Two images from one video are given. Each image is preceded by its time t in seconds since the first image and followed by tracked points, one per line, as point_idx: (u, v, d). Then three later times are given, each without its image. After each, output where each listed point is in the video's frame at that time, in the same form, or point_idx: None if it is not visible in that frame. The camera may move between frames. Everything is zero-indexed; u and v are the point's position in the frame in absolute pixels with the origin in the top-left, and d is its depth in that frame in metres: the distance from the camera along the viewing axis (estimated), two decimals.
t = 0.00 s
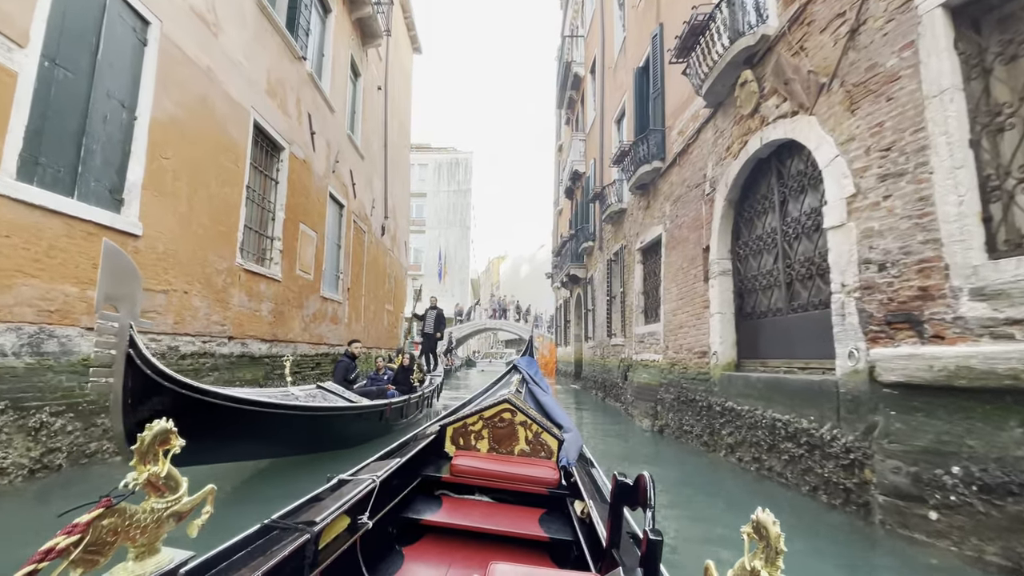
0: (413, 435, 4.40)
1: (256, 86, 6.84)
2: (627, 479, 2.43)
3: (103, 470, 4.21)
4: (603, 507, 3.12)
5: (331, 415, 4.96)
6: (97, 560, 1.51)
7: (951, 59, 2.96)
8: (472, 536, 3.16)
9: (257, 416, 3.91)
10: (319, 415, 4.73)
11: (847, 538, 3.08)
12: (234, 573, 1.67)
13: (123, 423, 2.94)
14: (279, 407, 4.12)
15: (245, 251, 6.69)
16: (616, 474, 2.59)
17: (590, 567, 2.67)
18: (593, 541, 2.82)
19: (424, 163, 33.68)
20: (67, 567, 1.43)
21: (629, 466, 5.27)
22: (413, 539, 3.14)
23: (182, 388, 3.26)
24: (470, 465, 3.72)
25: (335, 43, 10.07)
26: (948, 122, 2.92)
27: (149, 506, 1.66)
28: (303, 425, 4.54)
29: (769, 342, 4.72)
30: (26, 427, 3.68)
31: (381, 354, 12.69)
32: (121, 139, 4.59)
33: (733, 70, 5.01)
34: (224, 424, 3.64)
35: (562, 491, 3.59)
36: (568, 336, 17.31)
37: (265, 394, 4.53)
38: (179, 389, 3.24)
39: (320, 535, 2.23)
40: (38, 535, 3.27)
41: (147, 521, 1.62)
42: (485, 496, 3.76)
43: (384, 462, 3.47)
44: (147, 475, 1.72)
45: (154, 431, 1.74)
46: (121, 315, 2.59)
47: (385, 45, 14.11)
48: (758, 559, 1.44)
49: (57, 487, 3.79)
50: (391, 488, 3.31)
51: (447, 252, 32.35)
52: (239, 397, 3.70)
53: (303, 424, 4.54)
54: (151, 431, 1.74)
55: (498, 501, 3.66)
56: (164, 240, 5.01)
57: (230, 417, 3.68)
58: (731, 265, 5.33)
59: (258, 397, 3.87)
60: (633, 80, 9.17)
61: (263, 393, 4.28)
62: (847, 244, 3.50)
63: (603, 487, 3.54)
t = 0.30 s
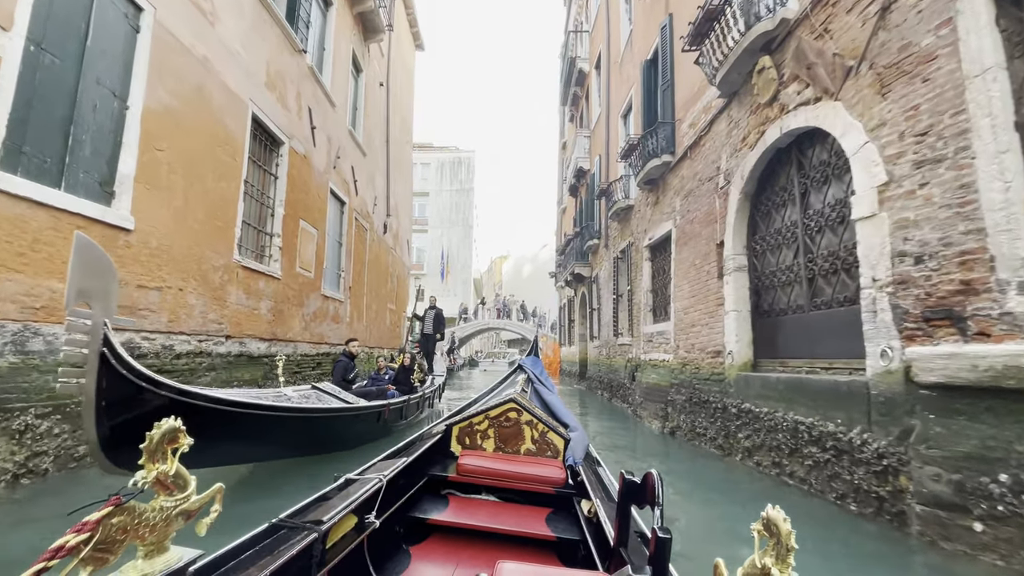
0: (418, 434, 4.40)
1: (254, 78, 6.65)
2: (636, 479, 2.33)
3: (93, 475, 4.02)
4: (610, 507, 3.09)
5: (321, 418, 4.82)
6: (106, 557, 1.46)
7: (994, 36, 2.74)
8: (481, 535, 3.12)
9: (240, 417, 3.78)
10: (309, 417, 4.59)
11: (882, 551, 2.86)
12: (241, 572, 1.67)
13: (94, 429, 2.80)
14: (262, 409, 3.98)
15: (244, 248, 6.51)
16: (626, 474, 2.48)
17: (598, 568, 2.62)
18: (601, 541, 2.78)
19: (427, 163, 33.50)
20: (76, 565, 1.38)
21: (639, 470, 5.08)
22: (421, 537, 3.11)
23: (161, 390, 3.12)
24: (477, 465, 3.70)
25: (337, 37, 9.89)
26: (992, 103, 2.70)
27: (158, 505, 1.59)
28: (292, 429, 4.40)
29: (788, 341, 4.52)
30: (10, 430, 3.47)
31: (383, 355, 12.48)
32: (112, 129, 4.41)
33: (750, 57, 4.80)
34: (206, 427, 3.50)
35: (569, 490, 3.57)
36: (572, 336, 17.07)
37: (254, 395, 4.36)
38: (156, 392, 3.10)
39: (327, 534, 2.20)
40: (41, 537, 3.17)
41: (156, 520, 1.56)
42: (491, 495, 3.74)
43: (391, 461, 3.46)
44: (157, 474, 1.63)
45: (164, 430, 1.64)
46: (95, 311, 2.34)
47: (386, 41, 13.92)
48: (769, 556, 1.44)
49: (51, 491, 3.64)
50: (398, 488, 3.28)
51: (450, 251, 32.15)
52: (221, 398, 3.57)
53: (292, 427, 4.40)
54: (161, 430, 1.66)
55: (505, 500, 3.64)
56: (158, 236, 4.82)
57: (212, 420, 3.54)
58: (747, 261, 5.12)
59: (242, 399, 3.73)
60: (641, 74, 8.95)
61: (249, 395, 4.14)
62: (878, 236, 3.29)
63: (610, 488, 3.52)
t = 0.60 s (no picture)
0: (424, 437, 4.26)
1: (252, 71, 6.47)
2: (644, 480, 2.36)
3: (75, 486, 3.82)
4: (618, 507, 3.00)
5: (311, 419, 4.69)
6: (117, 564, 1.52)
7: None
8: (490, 539, 3.06)
9: (225, 422, 3.65)
10: (298, 418, 4.47)
11: (921, 568, 2.65)
12: None
13: (64, 439, 2.66)
14: (247, 413, 3.85)
15: (241, 245, 6.32)
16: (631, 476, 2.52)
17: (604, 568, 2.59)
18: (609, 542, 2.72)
19: (429, 162, 33.35)
20: (88, 571, 1.44)
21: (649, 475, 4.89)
22: (429, 540, 3.05)
23: (139, 397, 2.99)
24: (483, 467, 3.61)
25: (338, 32, 9.72)
26: None
27: (168, 511, 1.65)
28: (279, 431, 4.27)
29: (808, 340, 4.31)
30: None
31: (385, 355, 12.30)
32: (100, 119, 4.23)
33: (768, 44, 4.59)
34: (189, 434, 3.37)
35: (576, 491, 3.50)
36: (576, 336, 16.86)
37: (241, 398, 4.23)
38: (135, 399, 2.97)
39: (335, 538, 2.17)
40: (50, 553, 3.00)
41: (166, 525, 1.61)
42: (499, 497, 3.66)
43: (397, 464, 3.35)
44: (166, 480, 1.70)
45: (173, 437, 1.70)
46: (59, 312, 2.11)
47: (388, 37, 13.73)
48: (780, 556, 1.48)
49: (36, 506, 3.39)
50: (405, 491, 3.22)
51: (452, 251, 31.98)
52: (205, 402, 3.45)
53: (279, 429, 4.26)
54: (169, 437, 1.71)
55: (512, 503, 3.55)
56: (150, 231, 4.62)
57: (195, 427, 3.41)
58: (764, 257, 4.91)
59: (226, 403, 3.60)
60: (648, 67, 8.74)
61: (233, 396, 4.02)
62: (912, 229, 3.09)
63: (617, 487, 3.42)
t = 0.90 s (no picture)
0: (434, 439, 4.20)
1: (250, 62, 6.27)
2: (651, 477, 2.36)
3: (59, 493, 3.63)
4: (626, 508, 3.01)
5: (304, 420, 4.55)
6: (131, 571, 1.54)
7: None
8: (502, 542, 2.99)
9: (216, 427, 3.52)
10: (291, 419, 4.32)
11: None
12: None
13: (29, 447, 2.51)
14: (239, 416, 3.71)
15: (238, 242, 6.13)
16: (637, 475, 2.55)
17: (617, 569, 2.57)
18: (620, 544, 2.70)
19: (431, 161, 33.15)
20: None
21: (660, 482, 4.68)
22: (439, 542, 3.00)
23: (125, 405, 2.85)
24: (489, 469, 3.52)
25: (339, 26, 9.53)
26: None
27: (181, 518, 1.70)
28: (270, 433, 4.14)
29: (831, 340, 4.09)
30: None
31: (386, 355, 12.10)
32: (88, 108, 4.05)
33: (787, 29, 4.38)
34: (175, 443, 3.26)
35: (586, 493, 3.46)
36: (580, 336, 16.62)
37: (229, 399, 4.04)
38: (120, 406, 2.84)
39: (345, 543, 2.18)
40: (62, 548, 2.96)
41: (179, 533, 1.67)
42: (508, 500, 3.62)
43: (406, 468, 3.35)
44: (178, 488, 1.74)
45: (186, 444, 1.73)
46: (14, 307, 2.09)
47: (389, 32, 13.53)
48: (790, 554, 1.58)
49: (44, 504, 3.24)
50: (414, 494, 3.15)
51: (454, 250, 31.78)
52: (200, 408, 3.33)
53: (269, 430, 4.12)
54: (181, 446, 1.74)
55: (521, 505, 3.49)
56: (142, 226, 4.43)
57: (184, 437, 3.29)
58: (782, 253, 4.70)
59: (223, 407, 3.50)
60: (656, 59, 8.51)
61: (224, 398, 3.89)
62: (952, 220, 2.89)
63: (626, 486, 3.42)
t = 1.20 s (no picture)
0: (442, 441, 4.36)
1: (247, 52, 6.07)
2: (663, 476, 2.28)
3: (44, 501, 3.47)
4: (637, 507, 2.99)
5: (299, 422, 4.39)
6: None
7: None
8: (512, 542, 2.97)
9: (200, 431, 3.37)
10: (283, 421, 4.15)
11: None
12: None
13: None
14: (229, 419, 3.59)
15: (235, 238, 5.93)
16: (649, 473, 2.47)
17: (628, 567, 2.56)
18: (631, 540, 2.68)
19: (433, 160, 32.98)
20: None
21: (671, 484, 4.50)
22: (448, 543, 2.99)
23: (95, 409, 2.73)
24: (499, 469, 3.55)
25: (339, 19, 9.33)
26: None
27: (190, 521, 1.66)
28: (261, 436, 3.98)
29: (857, 338, 3.88)
30: None
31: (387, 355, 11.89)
32: (74, 94, 3.84)
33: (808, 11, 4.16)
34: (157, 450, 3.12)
35: (594, 492, 3.47)
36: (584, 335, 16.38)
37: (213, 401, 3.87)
38: (87, 410, 2.70)
39: (355, 545, 2.17)
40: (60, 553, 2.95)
41: (188, 536, 1.63)
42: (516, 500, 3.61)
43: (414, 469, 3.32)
44: (187, 491, 1.69)
45: (193, 447, 1.65)
46: None
47: (390, 27, 13.32)
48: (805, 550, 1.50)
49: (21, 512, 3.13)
50: (422, 495, 3.15)
51: (456, 250, 31.57)
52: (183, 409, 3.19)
53: (259, 433, 3.96)
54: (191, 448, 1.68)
55: (531, 505, 3.51)
56: (131, 220, 4.23)
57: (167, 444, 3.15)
58: (802, 247, 4.48)
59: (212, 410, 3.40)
60: (664, 52, 8.29)
61: (208, 400, 3.74)
62: (998, 210, 2.68)
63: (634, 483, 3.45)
